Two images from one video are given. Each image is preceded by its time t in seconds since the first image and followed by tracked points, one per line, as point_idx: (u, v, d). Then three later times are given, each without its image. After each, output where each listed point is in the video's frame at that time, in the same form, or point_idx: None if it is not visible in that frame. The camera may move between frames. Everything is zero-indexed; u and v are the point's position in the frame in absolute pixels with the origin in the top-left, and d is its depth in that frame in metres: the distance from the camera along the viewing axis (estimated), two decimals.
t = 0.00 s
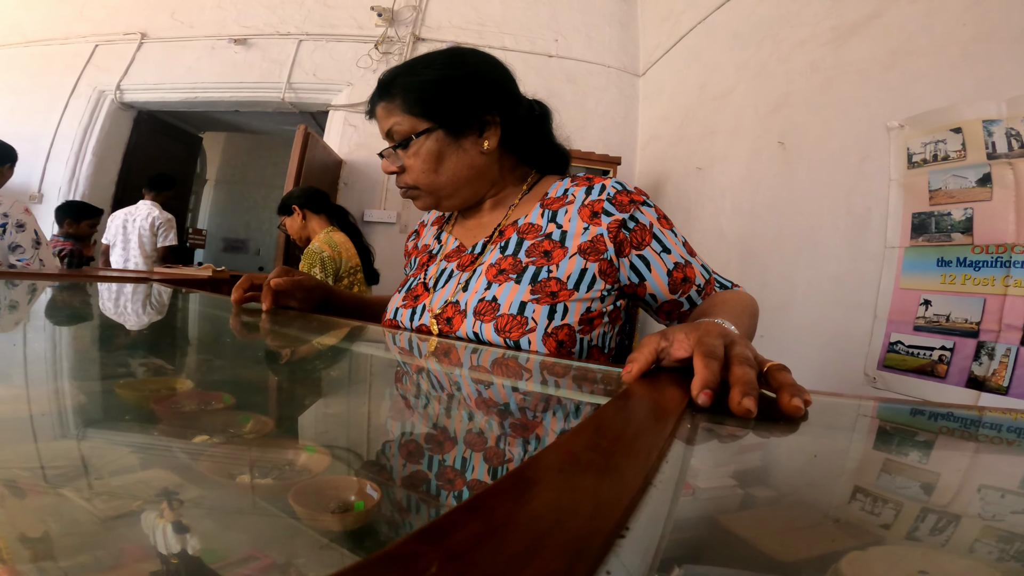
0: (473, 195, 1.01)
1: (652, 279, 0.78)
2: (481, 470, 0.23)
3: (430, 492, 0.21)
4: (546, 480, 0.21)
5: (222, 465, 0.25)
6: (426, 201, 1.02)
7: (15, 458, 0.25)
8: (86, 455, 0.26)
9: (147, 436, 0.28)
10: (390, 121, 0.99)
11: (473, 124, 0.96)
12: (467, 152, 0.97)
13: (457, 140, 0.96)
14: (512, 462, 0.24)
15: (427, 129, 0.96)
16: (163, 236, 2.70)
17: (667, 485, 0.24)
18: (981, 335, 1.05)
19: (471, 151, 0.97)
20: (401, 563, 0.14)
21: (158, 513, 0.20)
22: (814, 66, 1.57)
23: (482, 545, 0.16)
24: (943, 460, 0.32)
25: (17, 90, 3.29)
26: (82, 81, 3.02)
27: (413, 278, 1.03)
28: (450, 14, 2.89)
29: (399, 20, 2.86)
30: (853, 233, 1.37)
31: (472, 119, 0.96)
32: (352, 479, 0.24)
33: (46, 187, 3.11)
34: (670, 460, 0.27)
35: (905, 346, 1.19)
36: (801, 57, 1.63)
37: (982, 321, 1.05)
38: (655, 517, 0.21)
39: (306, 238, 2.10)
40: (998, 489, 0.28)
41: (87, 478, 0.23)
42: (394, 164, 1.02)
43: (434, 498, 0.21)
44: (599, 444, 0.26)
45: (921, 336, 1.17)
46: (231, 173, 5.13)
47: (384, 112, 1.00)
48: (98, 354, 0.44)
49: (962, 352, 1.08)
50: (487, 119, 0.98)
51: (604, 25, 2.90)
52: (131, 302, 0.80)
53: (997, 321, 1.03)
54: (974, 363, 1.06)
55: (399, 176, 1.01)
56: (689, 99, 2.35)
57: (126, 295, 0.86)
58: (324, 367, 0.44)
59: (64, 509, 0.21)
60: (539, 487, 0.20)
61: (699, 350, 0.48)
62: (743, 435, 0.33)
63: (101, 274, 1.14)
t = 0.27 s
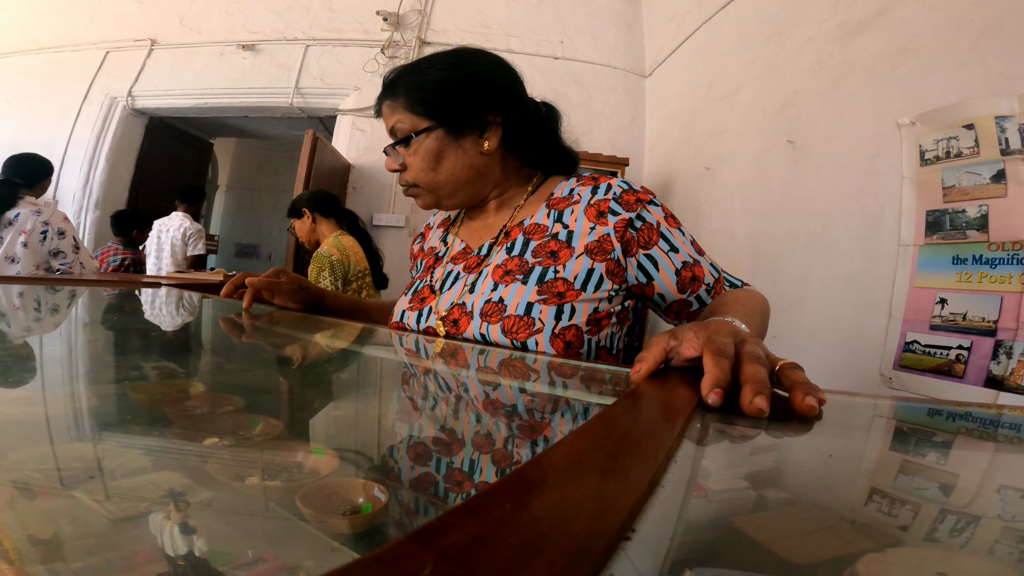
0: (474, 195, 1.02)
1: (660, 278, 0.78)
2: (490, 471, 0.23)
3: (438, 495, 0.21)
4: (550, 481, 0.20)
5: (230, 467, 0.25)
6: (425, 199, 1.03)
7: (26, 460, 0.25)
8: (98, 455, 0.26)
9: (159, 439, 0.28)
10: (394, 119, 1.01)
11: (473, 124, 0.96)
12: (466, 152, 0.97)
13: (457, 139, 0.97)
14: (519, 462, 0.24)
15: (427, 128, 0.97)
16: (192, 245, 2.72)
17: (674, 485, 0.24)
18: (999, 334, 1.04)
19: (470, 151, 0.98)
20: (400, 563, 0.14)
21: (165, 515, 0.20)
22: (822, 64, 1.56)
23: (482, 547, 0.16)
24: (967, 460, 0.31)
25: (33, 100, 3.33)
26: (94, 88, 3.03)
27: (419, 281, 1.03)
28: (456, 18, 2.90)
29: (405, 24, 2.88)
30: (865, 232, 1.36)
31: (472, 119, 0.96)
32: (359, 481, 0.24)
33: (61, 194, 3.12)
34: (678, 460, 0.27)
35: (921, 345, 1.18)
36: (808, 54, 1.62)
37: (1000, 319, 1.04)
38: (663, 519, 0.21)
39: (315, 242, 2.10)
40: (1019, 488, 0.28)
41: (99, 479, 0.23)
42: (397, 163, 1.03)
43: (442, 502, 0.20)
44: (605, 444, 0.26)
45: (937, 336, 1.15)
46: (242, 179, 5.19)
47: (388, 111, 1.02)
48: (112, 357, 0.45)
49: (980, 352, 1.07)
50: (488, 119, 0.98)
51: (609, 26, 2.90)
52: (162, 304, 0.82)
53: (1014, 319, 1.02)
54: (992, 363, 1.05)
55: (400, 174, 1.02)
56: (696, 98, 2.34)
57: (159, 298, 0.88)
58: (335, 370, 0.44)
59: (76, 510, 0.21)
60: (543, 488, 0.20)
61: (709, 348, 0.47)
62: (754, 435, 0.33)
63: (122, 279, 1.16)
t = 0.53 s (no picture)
0: (475, 195, 1.02)
1: (666, 280, 0.78)
2: (498, 473, 0.23)
3: (446, 497, 0.21)
4: (559, 483, 0.20)
5: (239, 470, 0.25)
6: (426, 199, 1.04)
7: (38, 462, 0.25)
8: (110, 458, 0.26)
9: (170, 441, 0.28)
10: (396, 119, 1.01)
11: (473, 125, 0.97)
12: (466, 153, 0.98)
13: (456, 139, 0.97)
14: (527, 465, 0.23)
15: (427, 128, 0.98)
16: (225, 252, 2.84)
17: (683, 486, 0.24)
18: (1011, 333, 1.03)
19: (471, 152, 0.98)
20: (409, 564, 0.15)
21: (176, 517, 0.20)
22: (828, 63, 1.55)
23: (491, 549, 0.16)
24: (985, 462, 0.31)
25: (40, 102, 3.31)
26: (103, 93, 3.06)
27: (424, 284, 1.03)
28: (460, 20, 2.91)
29: (410, 27, 2.89)
30: (874, 231, 1.35)
31: (472, 120, 0.96)
32: (367, 484, 0.24)
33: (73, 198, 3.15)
34: (687, 461, 0.26)
35: (933, 345, 1.17)
36: (814, 53, 1.61)
37: (1012, 319, 1.03)
38: (671, 520, 0.21)
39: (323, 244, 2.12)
40: None
41: (111, 482, 0.23)
42: (398, 162, 1.04)
43: (450, 504, 0.20)
44: (614, 446, 0.26)
45: (950, 335, 1.15)
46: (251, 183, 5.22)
47: (391, 110, 1.02)
48: (124, 360, 0.45)
49: (992, 351, 1.06)
50: (489, 120, 0.98)
51: (614, 27, 2.90)
52: (194, 306, 0.85)
53: None
54: (1004, 362, 1.04)
55: (401, 173, 1.03)
56: (702, 98, 2.34)
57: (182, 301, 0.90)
58: (343, 373, 0.44)
59: (87, 512, 0.21)
60: (552, 490, 0.20)
61: (718, 350, 0.47)
62: (764, 436, 0.33)
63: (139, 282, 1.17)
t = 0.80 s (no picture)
0: (475, 195, 1.02)
1: (667, 280, 0.78)
2: (501, 474, 0.23)
3: (449, 498, 0.21)
4: (563, 483, 0.20)
5: (242, 471, 0.25)
6: (425, 199, 1.04)
7: (42, 463, 0.25)
8: (113, 458, 0.26)
9: (173, 442, 0.28)
10: (398, 118, 1.02)
11: (472, 125, 0.97)
12: (466, 152, 0.98)
13: (455, 138, 0.97)
14: (529, 466, 0.23)
15: (426, 127, 0.98)
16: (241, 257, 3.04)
17: (685, 486, 0.24)
18: (1016, 332, 1.03)
19: (470, 152, 0.98)
20: (413, 564, 0.15)
21: (179, 518, 0.20)
22: (830, 63, 1.55)
23: (493, 549, 0.16)
24: (990, 463, 0.31)
25: (44, 104, 3.31)
26: (106, 94, 3.07)
27: (425, 285, 1.03)
28: (462, 21, 2.91)
29: (411, 28, 2.89)
30: (878, 231, 1.34)
31: (472, 120, 0.96)
32: (372, 485, 0.24)
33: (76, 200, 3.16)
34: (690, 461, 0.26)
35: (937, 345, 1.17)
36: (816, 53, 1.61)
37: (1017, 318, 1.03)
38: (674, 518, 0.21)
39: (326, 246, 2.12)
40: None
41: (113, 483, 0.23)
42: (399, 162, 1.05)
43: (452, 504, 0.20)
44: (617, 445, 0.26)
45: (954, 335, 1.14)
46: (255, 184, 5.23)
47: (393, 110, 1.03)
48: (127, 361, 0.45)
49: (997, 351, 1.06)
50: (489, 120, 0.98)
51: (615, 28, 2.90)
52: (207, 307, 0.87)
53: None
54: (1009, 362, 1.04)
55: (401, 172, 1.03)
56: (704, 99, 2.34)
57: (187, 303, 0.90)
58: (346, 374, 0.44)
59: (90, 512, 0.21)
60: (554, 490, 0.20)
61: (721, 350, 0.47)
62: (767, 436, 0.33)
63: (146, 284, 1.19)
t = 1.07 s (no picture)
0: (480, 195, 1.02)
1: (671, 283, 0.77)
2: (502, 474, 0.23)
3: (450, 498, 0.21)
4: (565, 484, 0.20)
5: (245, 471, 0.25)
6: (430, 197, 1.04)
7: (45, 463, 0.25)
8: (115, 459, 0.26)
9: (175, 442, 0.29)
10: (403, 117, 1.02)
11: (478, 125, 0.97)
12: (471, 152, 0.98)
13: (461, 138, 0.97)
14: (531, 466, 0.23)
15: (432, 125, 0.98)
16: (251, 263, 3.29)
17: (687, 486, 0.24)
18: (1020, 333, 1.02)
19: (475, 151, 0.98)
20: (415, 564, 0.15)
21: (181, 518, 0.20)
22: (832, 63, 1.55)
23: (496, 550, 0.16)
24: (995, 464, 0.31)
25: (47, 105, 3.32)
26: (109, 95, 3.08)
27: (429, 285, 1.03)
28: (463, 22, 2.92)
29: (413, 29, 2.90)
30: (881, 231, 1.34)
31: (477, 119, 0.96)
32: (374, 486, 0.24)
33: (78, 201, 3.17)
34: (692, 461, 0.26)
35: (941, 345, 1.16)
36: (818, 53, 1.61)
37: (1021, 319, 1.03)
38: (676, 517, 0.21)
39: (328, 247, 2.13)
40: None
41: (116, 483, 0.23)
42: (404, 160, 1.05)
43: (454, 505, 0.20)
44: (619, 446, 0.26)
45: (957, 336, 1.14)
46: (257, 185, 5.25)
47: (398, 108, 1.03)
48: (130, 362, 0.45)
49: (1000, 352, 1.05)
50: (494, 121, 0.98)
51: (617, 29, 2.91)
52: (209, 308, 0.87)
53: None
54: (1013, 363, 1.03)
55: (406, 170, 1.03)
56: (706, 100, 2.34)
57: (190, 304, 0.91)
58: (347, 374, 0.44)
59: (93, 513, 0.21)
60: (557, 491, 0.20)
61: (723, 350, 0.47)
62: (770, 437, 0.33)
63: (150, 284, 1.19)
